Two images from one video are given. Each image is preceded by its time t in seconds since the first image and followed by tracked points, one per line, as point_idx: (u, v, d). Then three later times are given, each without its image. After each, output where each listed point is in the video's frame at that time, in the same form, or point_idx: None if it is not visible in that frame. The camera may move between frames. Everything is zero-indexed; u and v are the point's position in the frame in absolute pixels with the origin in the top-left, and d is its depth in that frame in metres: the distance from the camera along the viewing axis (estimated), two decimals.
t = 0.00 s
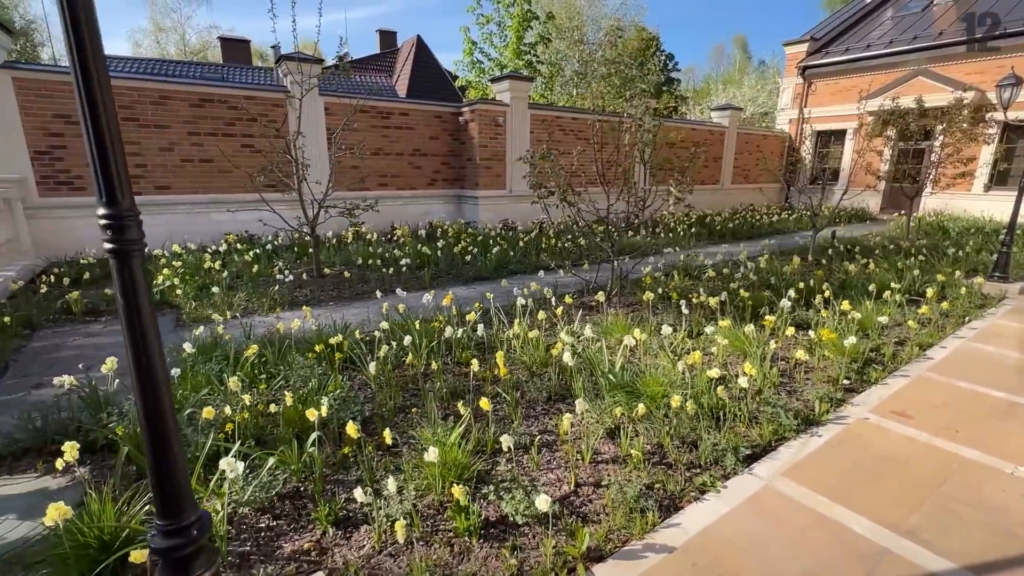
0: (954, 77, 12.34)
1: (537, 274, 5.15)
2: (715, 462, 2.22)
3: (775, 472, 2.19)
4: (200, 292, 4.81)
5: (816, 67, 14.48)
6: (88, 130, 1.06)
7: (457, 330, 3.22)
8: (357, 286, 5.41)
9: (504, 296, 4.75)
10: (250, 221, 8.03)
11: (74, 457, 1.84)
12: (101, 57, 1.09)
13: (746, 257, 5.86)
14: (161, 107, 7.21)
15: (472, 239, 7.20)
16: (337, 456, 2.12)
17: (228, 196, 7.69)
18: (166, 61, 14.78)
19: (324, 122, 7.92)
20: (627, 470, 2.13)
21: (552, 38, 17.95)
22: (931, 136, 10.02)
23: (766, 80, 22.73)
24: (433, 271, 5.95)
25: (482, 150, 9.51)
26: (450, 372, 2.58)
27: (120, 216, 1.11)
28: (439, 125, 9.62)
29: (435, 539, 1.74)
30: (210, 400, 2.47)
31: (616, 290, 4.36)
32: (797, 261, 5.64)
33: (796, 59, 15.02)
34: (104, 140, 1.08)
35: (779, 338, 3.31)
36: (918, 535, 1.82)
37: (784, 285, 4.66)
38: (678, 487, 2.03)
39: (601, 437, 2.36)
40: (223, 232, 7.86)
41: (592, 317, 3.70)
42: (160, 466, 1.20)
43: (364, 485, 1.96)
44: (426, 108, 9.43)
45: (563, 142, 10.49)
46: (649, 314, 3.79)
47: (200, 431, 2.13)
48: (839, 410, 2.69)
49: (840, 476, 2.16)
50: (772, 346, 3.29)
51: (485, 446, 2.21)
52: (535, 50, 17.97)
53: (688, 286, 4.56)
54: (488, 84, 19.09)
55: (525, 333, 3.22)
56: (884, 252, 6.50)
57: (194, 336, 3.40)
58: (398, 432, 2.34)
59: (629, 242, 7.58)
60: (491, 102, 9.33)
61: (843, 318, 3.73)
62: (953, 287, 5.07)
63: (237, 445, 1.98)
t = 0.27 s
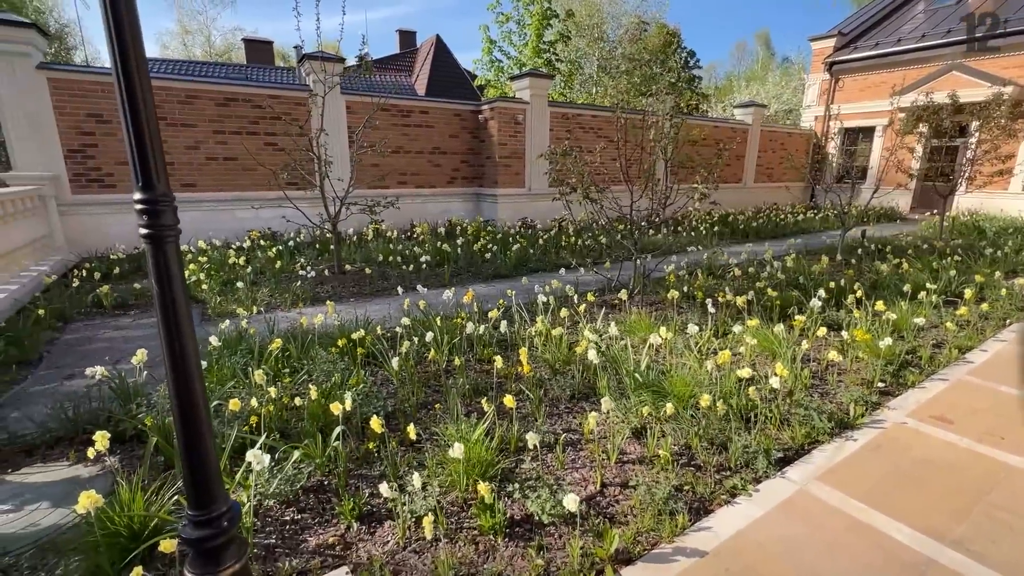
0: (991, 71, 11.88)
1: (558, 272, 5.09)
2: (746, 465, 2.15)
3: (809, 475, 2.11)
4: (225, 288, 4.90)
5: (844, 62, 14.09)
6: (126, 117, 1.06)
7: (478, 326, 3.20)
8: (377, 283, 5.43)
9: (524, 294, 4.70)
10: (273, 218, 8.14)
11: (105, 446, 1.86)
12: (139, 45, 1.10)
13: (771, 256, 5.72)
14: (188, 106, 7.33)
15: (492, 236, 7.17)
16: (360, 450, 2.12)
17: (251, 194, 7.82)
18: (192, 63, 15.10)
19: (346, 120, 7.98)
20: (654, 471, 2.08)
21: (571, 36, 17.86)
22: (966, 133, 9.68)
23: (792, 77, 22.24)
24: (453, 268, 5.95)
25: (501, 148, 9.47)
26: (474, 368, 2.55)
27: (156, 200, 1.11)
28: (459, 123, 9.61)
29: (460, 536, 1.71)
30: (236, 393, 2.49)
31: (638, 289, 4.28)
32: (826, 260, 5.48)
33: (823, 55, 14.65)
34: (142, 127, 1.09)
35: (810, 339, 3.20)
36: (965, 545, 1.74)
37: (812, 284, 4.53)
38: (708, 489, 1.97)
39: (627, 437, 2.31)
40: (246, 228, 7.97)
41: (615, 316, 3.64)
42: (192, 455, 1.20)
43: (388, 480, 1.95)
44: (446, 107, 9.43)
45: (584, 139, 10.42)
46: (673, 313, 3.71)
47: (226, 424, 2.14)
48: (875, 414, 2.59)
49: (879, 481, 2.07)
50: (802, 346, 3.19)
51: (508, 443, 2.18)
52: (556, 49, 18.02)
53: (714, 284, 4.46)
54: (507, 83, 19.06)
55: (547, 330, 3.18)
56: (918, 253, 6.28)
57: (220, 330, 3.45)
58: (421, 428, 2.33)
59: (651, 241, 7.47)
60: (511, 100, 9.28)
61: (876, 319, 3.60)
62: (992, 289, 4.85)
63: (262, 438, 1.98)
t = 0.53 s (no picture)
0: None
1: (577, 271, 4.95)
2: (785, 478, 2.00)
3: (855, 491, 1.95)
4: (240, 284, 4.87)
5: (871, 57, 13.65)
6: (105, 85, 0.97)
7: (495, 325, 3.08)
8: (392, 281, 5.35)
9: (543, 294, 4.56)
10: (289, 215, 8.13)
11: (108, 447, 1.77)
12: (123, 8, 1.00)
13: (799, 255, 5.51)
14: (206, 103, 7.35)
15: (509, 234, 7.06)
16: (373, 455, 2.02)
17: (267, 191, 7.82)
18: (213, 62, 15.30)
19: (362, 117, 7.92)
20: (685, 483, 1.94)
21: (589, 33, 17.68)
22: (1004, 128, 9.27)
23: (816, 74, 21.72)
24: (469, 266, 5.84)
25: (518, 145, 9.34)
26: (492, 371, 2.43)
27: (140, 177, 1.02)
28: (476, 120, 9.49)
29: (478, 551, 1.59)
30: (246, 392, 2.41)
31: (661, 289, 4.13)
32: (858, 260, 5.24)
33: (849, 49, 14.22)
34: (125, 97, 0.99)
35: (847, 342, 3.01)
36: None
37: (845, 285, 4.31)
38: (746, 505, 1.82)
39: (655, 445, 2.16)
40: (262, 225, 7.98)
41: (638, 317, 3.49)
42: (182, 457, 1.10)
43: (402, 488, 1.85)
44: (462, 103, 9.31)
45: (603, 136, 10.24)
46: (699, 314, 3.55)
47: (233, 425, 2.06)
48: (923, 424, 2.40)
49: (933, 498, 1.90)
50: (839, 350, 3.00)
51: (529, 451, 2.06)
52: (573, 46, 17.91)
53: (741, 285, 4.27)
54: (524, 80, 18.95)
55: (567, 331, 3.04)
56: (955, 253, 5.99)
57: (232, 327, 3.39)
58: (436, 432, 2.23)
59: (671, 240, 7.28)
60: (528, 96, 9.14)
61: (918, 322, 3.39)
62: None
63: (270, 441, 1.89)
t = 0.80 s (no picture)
0: None
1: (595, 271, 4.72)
2: (838, 505, 1.76)
3: (919, 521, 1.71)
4: (245, 282, 4.75)
5: (898, 51, 13.18)
6: None
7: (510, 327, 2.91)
8: (402, 279, 5.19)
9: (559, 294, 4.34)
10: (298, 212, 8.01)
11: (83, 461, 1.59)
12: None
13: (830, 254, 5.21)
14: (217, 98, 7.26)
15: (523, 232, 6.85)
16: (375, 471, 1.85)
17: (278, 187, 7.71)
18: (229, 60, 15.33)
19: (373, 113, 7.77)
20: (724, 510, 1.71)
21: (605, 29, 17.40)
22: None
23: (839, 70, 21.15)
24: (482, 264, 5.65)
25: (532, 141, 9.12)
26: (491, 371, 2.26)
27: (40, 136, 0.96)
28: (489, 115, 9.28)
29: None
30: (242, 399, 2.24)
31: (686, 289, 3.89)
32: (895, 260, 4.93)
33: (875, 42, 13.73)
34: (23, 62, 0.93)
35: (894, 349, 2.75)
36: None
37: (883, 286, 4.03)
38: (796, 537, 1.60)
39: (687, 462, 1.95)
40: (272, 222, 7.87)
41: (662, 320, 3.27)
42: (98, 442, 1.10)
43: (406, 511, 1.66)
44: (475, 99, 9.11)
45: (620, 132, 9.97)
46: (729, 317, 3.31)
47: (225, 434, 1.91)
48: (988, 443, 2.15)
49: (1012, 531, 1.66)
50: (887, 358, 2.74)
51: (548, 469, 1.86)
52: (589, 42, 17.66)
53: (772, 285, 4.00)
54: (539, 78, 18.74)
55: (587, 334, 2.83)
56: (996, 253, 5.64)
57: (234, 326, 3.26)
58: (445, 446, 2.04)
59: (692, 238, 7.01)
60: (543, 91, 8.91)
61: (971, 328, 3.10)
62: None
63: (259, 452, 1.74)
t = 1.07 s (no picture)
0: None
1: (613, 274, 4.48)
2: (911, 553, 1.52)
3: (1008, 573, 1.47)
4: (250, 284, 4.59)
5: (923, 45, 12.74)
6: None
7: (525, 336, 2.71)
8: (411, 282, 4.99)
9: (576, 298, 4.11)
10: (307, 212, 7.86)
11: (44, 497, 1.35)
12: None
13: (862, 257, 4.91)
14: (225, 95, 7.12)
15: (537, 233, 6.62)
16: (378, 504, 1.65)
17: (286, 186, 7.57)
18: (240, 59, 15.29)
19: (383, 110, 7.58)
20: (778, 558, 1.48)
21: (619, 26, 17.10)
22: None
23: (860, 67, 20.61)
24: (494, 267, 5.43)
25: (546, 139, 8.88)
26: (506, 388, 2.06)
27: None
28: (501, 113, 9.06)
29: None
30: (235, 417, 2.06)
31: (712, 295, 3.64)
32: (934, 264, 4.62)
33: (899, 37, 13.29)
34: None
35: (951, 365, 2.48)
36: None
37: (927, 292, 3.74)
38: None
39: (730, 497, 1.72)
40: (281, 222, 7.73)
41: (689, 329, 3.03)
42: None
43: (411, 555, 1.45)
44: (487, 96, 8.88)
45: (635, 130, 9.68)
46: (761, 326, 3.07)
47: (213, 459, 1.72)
48: None
49: None
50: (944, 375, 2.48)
51: (571, 504, 1.67)
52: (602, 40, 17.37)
53: (806, 291, 3.73)
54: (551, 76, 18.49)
55: (609, 345, 2.61)
56: None
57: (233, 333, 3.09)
58: (455, 473, 1.85)
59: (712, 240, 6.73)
60: (557, 87, 8.67)
61: None
62: None
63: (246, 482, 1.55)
